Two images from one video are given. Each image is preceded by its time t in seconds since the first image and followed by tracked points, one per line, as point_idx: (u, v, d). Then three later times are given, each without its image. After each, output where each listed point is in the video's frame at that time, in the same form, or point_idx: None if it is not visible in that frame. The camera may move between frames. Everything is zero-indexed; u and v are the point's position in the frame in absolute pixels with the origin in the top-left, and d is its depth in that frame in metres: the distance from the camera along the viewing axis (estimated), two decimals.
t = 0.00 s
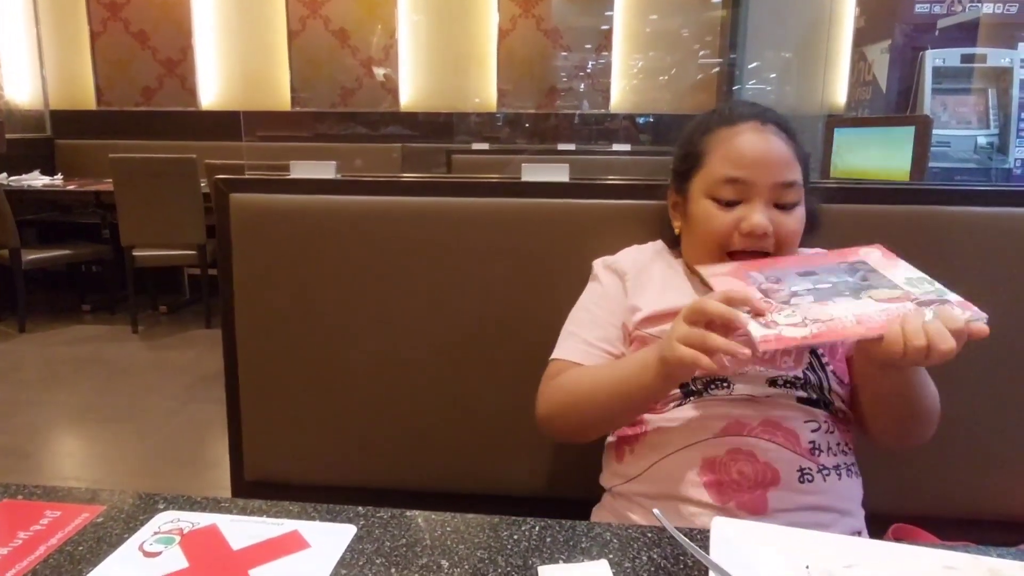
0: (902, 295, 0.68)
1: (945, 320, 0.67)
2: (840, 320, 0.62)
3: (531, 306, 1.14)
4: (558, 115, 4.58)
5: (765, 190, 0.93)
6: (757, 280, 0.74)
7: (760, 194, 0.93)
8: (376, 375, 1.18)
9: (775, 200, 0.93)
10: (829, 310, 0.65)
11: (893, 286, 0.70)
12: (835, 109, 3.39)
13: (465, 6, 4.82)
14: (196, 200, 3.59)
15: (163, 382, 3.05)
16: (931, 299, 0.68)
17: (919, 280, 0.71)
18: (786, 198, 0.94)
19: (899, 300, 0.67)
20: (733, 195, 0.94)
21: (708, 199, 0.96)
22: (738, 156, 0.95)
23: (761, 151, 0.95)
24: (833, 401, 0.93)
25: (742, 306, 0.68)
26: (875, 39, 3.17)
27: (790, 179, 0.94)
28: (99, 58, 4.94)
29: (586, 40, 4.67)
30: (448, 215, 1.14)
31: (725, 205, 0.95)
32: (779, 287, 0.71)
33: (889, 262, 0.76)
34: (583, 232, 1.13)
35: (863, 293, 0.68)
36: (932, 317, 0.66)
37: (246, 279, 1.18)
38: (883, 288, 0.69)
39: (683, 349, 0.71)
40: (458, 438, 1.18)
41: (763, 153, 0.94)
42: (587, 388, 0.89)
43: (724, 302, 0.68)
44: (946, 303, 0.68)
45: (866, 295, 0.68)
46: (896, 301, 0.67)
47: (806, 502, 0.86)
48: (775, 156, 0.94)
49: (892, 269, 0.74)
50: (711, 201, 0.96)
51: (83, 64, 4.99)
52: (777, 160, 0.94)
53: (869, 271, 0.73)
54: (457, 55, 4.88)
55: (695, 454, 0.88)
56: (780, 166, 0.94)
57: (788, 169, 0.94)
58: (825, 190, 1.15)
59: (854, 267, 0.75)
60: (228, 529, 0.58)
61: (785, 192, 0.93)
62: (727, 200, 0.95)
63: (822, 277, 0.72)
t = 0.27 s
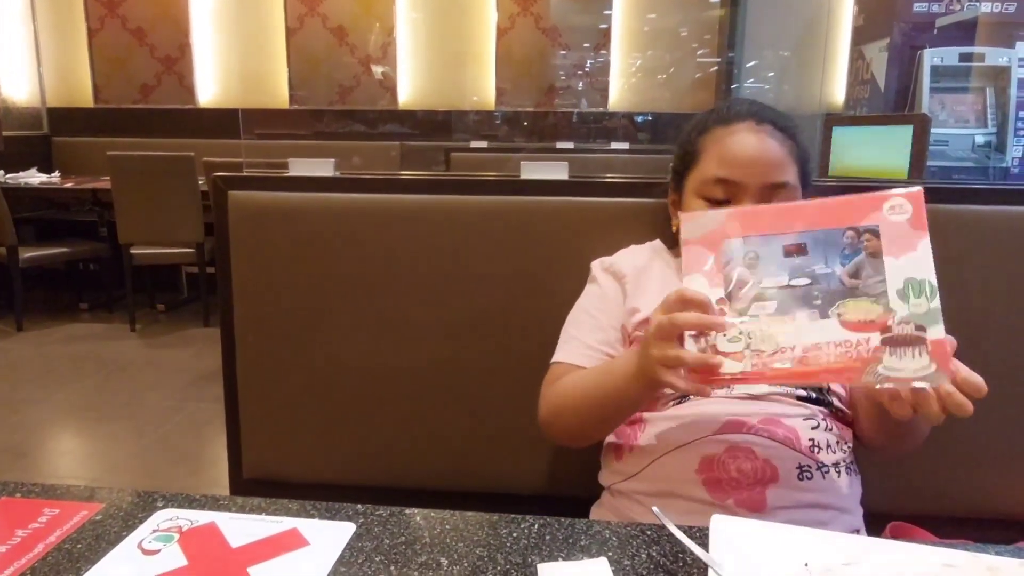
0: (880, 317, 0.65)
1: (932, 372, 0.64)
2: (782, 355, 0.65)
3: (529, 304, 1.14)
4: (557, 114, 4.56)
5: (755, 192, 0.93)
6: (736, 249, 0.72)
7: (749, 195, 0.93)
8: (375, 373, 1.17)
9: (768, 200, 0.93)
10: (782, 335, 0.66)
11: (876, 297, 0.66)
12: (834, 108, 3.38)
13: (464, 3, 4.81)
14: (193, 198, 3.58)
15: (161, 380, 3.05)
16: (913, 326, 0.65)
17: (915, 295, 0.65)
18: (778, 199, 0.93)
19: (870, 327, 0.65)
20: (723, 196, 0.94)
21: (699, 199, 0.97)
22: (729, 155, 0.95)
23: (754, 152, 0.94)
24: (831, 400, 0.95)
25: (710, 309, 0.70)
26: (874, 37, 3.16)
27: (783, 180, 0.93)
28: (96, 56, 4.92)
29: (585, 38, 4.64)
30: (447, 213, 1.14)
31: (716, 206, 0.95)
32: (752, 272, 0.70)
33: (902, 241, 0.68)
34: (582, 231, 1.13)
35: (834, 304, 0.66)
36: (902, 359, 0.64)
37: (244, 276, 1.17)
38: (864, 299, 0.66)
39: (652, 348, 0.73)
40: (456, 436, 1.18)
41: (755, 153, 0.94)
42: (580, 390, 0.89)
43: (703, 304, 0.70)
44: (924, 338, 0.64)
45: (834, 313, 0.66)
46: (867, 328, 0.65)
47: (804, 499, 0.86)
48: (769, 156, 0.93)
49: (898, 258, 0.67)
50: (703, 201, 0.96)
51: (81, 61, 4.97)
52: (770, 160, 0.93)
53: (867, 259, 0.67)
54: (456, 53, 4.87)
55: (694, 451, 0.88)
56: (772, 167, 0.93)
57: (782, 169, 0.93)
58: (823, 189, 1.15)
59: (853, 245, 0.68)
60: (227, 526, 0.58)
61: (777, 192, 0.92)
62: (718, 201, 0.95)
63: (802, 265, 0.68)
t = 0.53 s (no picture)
0: (822, 313, 0.61)
1: (870, 373, 0.59)
2: (726, 349, 0.63)
3: (527, 301, 1.14)
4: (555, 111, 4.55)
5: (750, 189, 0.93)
6: (695, 241, 0.67)
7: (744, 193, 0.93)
8: (373, 369, 1.17)
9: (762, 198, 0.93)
10: (728, 329, 0.63)
11: (824, 290, 0.61)
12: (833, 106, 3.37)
13: None
14: (191, 194, 3.57)
15: (159, 377, 3.05)
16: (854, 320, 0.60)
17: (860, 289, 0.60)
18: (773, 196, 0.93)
19: (811, 324, 0.61)
20: (719, 192, 0.94)
21: (695, 194, 0.97)
22: (725, 150, 0.95)
23: (751, 149, 0.94)
24: (830, 398, 0.95)
25: (666, 302, 0.67)
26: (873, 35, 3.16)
27: (779, 178, 0.93)
28: (93, 52, 4.90)
29: (583, 35, 4.63)
30: (445, 209, 1.14)
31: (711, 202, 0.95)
32: (707, 266, 0.66)
33: (854, 232, 0.62)
34: (581, 227, 1.13)
35: (778, 299, 0.62)
36: (842, 356, 0.60)
37: (241, 273, 1.17)
38: (809, 294, 0.62)
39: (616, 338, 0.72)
40: (455, 433, 1.18)
41: (753, 150, 0.93)
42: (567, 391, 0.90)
43: (659, 298, 0.67)
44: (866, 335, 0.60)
45: (777, 308, 0.62)
46: (806, 325, 0.61)
47: (802, 495, 0.85)
48: (766, 153, 0.93)
49: (848, 250, 0.62)
50: (699, 195, 0.96)
51: (78, 58, 4.95)
52: (766, 159, 0.93)
53: (816, 252, 0.62)
54: (454, 50, 4.85)
55: (692, 447, 0.88)
56: (768, 166, 0.93)
57: (778, 165, 0.93)
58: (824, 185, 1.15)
59: (804, 238, 0.63)
60: (225, 523, 0.58)
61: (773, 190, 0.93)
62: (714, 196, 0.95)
63: (753, 259, 0.64)
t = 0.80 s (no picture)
0: (810, 326, 0.68)
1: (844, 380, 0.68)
2: (719, 348, 0.69)
3: (525, 297, 1.14)
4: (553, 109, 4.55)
5: (751, 188, 0.92)
6: (691, 243, 0.70)
7: (746, 191, 0.93)
8: (370, 366, 1.17)
9: (762, 198, 0.93)
10: (722, 331, 0.69)
11: (813, 306, 0.68)
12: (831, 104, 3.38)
13: None
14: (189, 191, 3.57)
15: (157, 374, 3.05)
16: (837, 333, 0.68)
17: (845, 307, 0.67)
18: (774, 196, 0.93)
19: (799, 335, 0.68)
20: (720, 189, 0.94)
21: (695, 190, 0.96)
22: (727, 148, 0.94)
23: (754, 147, 0.93)
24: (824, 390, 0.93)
25: (658, 300, 0.70)
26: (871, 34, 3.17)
27: (781, 178, 0.93)
28: (91, 49, 4.89)
29: (581, 33, 4.63)
30: (443, 205, 1.13)
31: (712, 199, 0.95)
32: (702, 269, 0.70)
33: (844, 258, 0.68)
34: (579, 223, 1.13)
35: (771, 310, 0.68)
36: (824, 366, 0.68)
37: (238, 269, 1.17)
38: (799, 308, 0.68)
39: (606, 329, 0.75)
40: (452, 429, 1.18)
41: (755, 148, 0.93)
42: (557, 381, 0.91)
43: (651, 297, 0.70)
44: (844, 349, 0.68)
45: (769, 318, 0.68)
46: (796, 336, 0.68)
47: (799, 489, 0.86)
48: (769, 152, 0.93)
49: (837, 273, 0.68)
50: (698, 193, 0.96)
51: (75, 54, 4.94)
52: (769, 158, 0.92)
53: (808, 271, 0.68)
54: (452, 47, 4.85)
55: (689, 443, 0.88)
56: (771, 165, 0.92)
57: (779, 166, 0.92)
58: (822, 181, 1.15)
59: (797, 256, 0.68)
60: (220, 518, 0.58)
61: (774, 190, 0.92)
62: (715, 193, 0.95)
63: (749, 270, 0.69)
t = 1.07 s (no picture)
0: (799, 350, 0.72)
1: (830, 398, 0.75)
2: (716, 375, 0.73)
3: (523, 294, 1.14)
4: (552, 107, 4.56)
5: (752, 186, 0.92)
6: (678, 276, 0.70)
7: (746, 189, 0.93)
8: (367, 363, 1.17)
9: (762, 196, 0.93)
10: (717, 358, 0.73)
11: (802, 331, 0.71)
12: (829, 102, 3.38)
13: None
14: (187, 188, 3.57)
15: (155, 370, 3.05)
16: (824, 359, 0.72)
17: (833, 332, 0.70)
18: (774, 195, 0.93)
19: (790, 359, 0.72)
20: (721, 187, 0.94)
21: (696, 187, 0.96)
22: (729, 147, 0.94)
23: (755, 145, 0.93)
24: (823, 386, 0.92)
25: (651, 335, 0.72)
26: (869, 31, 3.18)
27: (781, 177, 0.93)
28: (88, 45, 4.88)
29: (580, 31, 4.65)
30: (441, 202, 1.13)
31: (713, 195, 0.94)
32: (691, 301, 0.70)
33: (830, 283, 0.70)
34: (577, 220, 1.13)
35: (762, 336, 0.72)
36: (812, 387, 0.74)
37: (235, 266, 1.16)
38: (790, 334, 0.71)
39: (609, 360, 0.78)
40: (449, 426, 1.18)
41: (757, 146, 0.93)
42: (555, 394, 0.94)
43: (643, 334, 0.72)
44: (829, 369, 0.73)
45: (762, 345, 0.72)
46: (786, 360, 0.72)
47: (796, 486, 0.86)
48: (770, 150, 0.93)
49: (823, 298, 0.70)
50: (698, 190, 0.96)
51: (73, 51, 4.93)
52: (771, 156, 0.93)
53: (795, 297, 0.70)
54: (451, 45, 4.85)
55: (686, 439, 0.88)
56: (772, 164, 0.92)
57: (779, 165, 0.93)
58: (821, 178, 1.14)
59: (784, 284, 0.70)
60: (216, 515, 0.58)
61: (775, 189, 0.93)
62: (716, 191, 0.94)
63: (737, 299, 0.70)
